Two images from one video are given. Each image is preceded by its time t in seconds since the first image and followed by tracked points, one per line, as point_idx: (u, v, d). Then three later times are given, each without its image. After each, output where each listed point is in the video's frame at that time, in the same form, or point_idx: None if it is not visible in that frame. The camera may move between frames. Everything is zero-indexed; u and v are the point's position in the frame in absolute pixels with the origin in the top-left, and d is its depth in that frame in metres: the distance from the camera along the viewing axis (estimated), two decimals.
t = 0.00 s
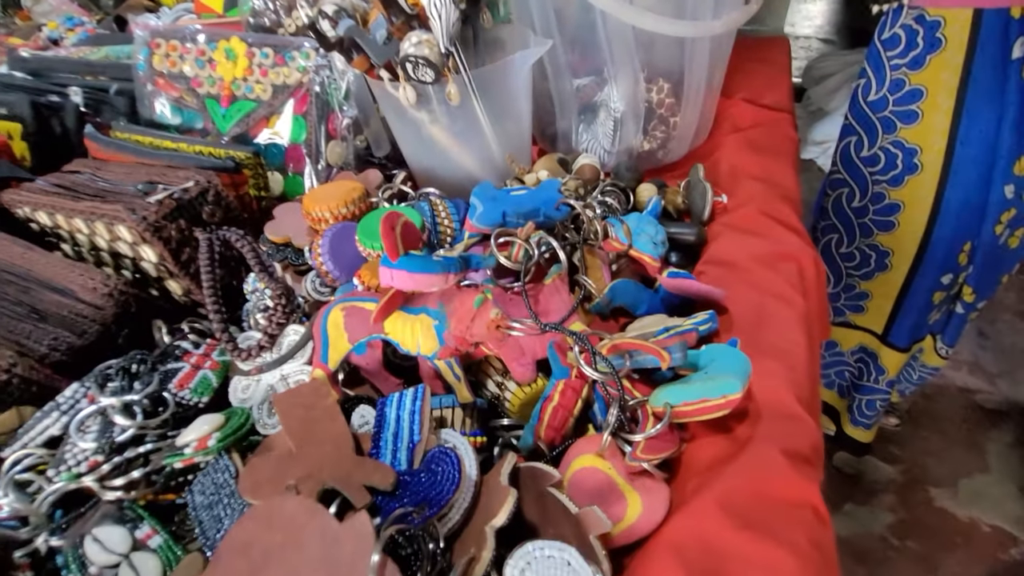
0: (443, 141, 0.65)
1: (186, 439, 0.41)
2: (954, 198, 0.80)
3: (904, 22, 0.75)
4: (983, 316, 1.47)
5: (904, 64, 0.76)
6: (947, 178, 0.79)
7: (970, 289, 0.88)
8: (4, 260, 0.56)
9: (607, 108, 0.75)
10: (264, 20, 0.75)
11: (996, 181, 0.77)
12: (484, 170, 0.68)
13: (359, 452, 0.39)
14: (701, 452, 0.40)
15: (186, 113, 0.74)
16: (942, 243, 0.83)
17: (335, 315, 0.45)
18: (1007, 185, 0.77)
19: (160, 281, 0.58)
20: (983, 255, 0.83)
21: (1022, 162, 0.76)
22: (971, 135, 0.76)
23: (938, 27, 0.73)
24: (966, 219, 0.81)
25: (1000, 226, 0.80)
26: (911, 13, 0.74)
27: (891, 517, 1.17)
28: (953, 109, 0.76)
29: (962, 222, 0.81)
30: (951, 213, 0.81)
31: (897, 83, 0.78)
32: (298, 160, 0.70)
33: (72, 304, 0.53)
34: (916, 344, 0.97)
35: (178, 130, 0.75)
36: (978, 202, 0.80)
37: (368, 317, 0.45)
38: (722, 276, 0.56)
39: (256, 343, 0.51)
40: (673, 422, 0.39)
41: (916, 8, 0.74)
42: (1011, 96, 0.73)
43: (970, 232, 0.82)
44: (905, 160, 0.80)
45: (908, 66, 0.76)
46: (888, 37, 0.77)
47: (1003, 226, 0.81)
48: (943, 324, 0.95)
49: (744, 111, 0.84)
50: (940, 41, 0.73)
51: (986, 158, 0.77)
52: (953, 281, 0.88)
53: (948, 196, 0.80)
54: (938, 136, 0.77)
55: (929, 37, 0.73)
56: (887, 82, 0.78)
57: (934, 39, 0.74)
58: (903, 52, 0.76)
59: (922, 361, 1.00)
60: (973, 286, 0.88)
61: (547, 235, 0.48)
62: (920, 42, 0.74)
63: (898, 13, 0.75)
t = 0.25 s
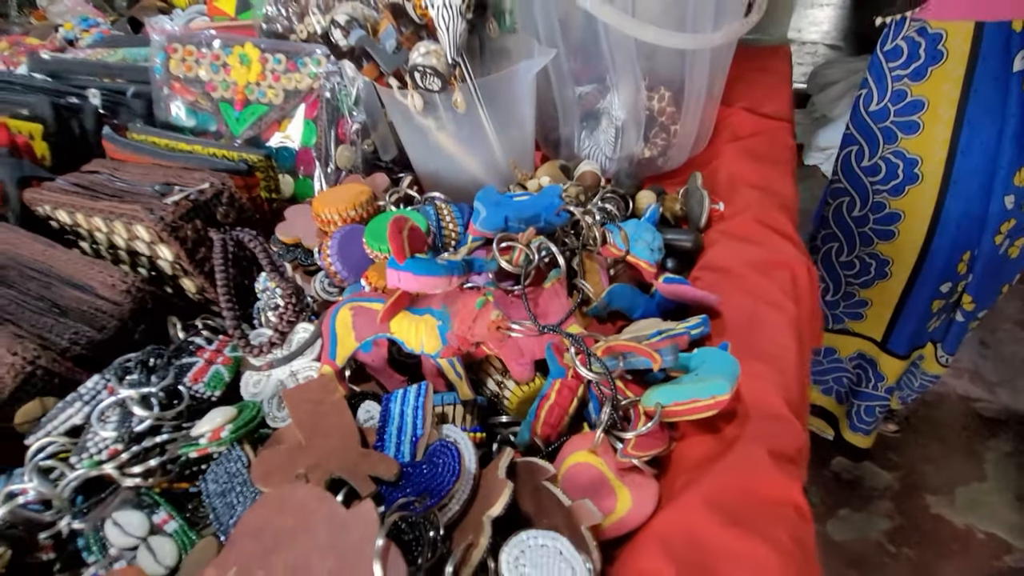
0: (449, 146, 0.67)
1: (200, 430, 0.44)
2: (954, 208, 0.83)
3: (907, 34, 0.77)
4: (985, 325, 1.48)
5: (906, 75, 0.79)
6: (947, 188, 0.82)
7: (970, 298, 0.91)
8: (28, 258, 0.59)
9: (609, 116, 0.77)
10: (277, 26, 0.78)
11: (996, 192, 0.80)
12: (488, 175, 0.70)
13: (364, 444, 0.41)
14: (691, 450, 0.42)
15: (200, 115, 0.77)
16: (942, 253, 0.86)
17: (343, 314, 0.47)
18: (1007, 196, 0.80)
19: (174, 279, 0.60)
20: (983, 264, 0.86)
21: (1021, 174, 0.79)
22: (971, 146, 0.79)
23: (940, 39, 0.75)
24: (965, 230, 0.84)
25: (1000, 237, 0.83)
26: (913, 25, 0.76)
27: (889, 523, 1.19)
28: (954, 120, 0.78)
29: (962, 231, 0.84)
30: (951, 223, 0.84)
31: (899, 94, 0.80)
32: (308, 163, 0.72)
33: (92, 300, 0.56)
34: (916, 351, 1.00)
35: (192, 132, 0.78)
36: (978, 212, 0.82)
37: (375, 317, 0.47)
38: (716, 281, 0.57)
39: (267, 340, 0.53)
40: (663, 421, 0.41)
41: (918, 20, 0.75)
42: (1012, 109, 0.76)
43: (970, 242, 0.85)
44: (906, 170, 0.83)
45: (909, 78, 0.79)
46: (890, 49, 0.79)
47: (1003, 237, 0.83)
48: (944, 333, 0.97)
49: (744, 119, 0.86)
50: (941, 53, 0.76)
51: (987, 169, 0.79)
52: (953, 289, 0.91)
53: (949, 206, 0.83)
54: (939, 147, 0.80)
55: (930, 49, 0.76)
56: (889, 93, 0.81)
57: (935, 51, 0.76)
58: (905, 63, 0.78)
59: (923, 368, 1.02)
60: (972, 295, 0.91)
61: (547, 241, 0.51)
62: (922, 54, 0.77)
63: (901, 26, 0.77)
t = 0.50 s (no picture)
0: (451, 161, 0.70)
1: (212, 435, 0.46)
2: (952, 220, 0.85)
3: (905, 50, 0.79)
4: (987, 335, 1.50)
5: (904, 91, 0.81)
6: (945, 200, 0.84)
7: (968, 309, 0.93)
8: (50, 268, 0.62)
9: (607, 131, 0.79)
10: (287, 41, 0.80)
11: (994, 206, 0.82)
12: (489, 189, 0.72)
13: (366, 451, 0.43)
14: (677, 460, 0.44)
15: (213, 128, 0.80)
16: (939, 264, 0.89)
17: (348, 325, 0.50)
18: (1004, 210, 0.82)
19: (187, 288, 0.63)
20: (979, 276, 0.89)
21: (1017, 188, 0.81)
22: (969, 159, 0.81)
23: (937, 56, 0.78)
24: (964, 241, 0.86)
25: (996, 249, 0.85)
26: (911, 41, 0.78)
27: (886, 531, 1.23)
28: (951, 134, 0.81)
29: (960, 243, 0.87)
30: (949, 235, 0.86)
31: (897, 108, 0.82)
32: (316, 176, 0.75)
33: (110, 308, 0.58)
34: (914, 360, 1.02)
35: (205, 144, 0.81)
36: (976, 225, 0.85)
37: (379, 329, 0.49)
38: (706, 296, 0.59)
39: (275, 349, 0.55)
40: (650, 432, 0.43)
41: (916, 37, 0.78)
42: (1008, 124, 0.79)
43: (967, 254, 0.88)
44: (904, 183, 0.85)
45: (907, 93, 0.81)
46: (888, 64, 0.81)
47: (1000, 249, 0.86)
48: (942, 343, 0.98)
49: (740, 135, 0.88)
50: (939, 69, 0.78)
51: (984, 182, 0.82)
52: (950, 301, 0.93)
53: (946, 218, 0.85)
54: (936, 160, 0.82)
55: (928, 65, 0.78)
56: (887, 107, 0.83)
57: (933, 67, 0.78)
58: (902, 79, 0.80)
59: (922, 377, 1.03)
60: (970, 307, 0.92)
61: (542, 257, 0.53)
62: (919, 70, 0.79)
63: (898, 42, 0.80)
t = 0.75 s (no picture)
0: (454, 180, 0.72)
1: (220, 447, 0.48)
2: (951, 238, 0.86)
3: (903, 70, 0.81)
4: (989, 350, 1.55)
5: (902, 110, 0.83)
6: (944, 218, 0.85)
7: (967, 325, 0.95)
8: (66, 281, 0.64)
9: (606, 150, 0.81)
10: (297, 62, 0.83)
11: (992, 224, 0.84)
12: (490, 208, 0.74)
13: (367, 465, 0.45)
14: (666, 476, 0.46)
15: (223, 145, 0.82)
16: (939, 281, 0.90)
17: (351, 342, 0.52)
18: (1002, 228, 0.84)
19: (197, 302, 0.65)
20: (979, 293, 0.90)
21: (1015, 206, 0.83)
22: (968, 178, 0.83)
23: (934, 76, 0.79)
24: (963, 259, 0.88)
25: (995, 266, 0.87)
26: (910, 62, 0.80)
27: (885, 545, 1.27)
28: (949, 153, 0.82)
29: (960, 261, 0.88)
30: (948, 252, 0.87)
31: (895, 127, 0.84)
32: (322, 193, 0.77)
33: (123, 322, 0.60)
34: (915, 376, 1.04)
35: (215, 160, 0.83)
36: (975, 242, 0.86)
37: (381, 345, 0.51)
38: (699, 315, 0.61)
39: (281, 363, 0.58)
40: (640, 450, 0.45)
41: (914, 58, 0.80)
42: (1006, 143, 0.80)
43: (966, 271, 0.89)
44: (903, 201, 0.87)
45: (905, 112, 0.83)
46: (887, 83, 0.83)
47: (999, 266, 0.87)
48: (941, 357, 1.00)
49: (736, 155, 0.90)
50: (936, 90, 0.80)
51: (982, 201, 0.83)
52: (950, 316, 0.95)
53: (945, 235, 0.87)
54: (934, 178, 0.84)
55: (926, 85, 0.80)
56: (886, 125, 0.84)
57: (931, 88, 0.80)
58: (901, 98, 0.82)
59: (923, 393, 1.07)
60: (969, 322, 0.94)
61: (540, 275, 0.54)
62: (917, 90, 0.81)
63: (896, 63, 0.82)
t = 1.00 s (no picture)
0: (450, 192, 0.74)
1: (218, 448, 0.50)
2: (946, 252, 0.87)
3: (898, 87, 0.82)
4: (987, 362, 1.57)
5: (898, 125, 0.84)
6: (939, 233, 0.86)
7: (962, 338, 0.96)
8: (75, 285, 0.67)
9: (600, 163, 0.83)
10: (301, 74, 0.85)
11: (987, 239, 0.85)
12: (486, 220, 0.77)
13: (358, 468, 0.47)
14: (644, 485, 0.48)
15: (228, 154, 0.85)
16: (935, 294, 0.91)
17: (346, 349, 0.54)
18: (997, 243, 0.85)
19: (199, 307, 0.67)
20: (974, 307, 0.91)
21: (1010, 222, 0.83)
22: (962, 194, 0.83)
23: (929, 93, 0.81)
24: (958, 272, 0.89)
25: (990, 281, 0.88)
26: (904, 79, 0.82)
27: (880, 556, 1.28)
28: (943, 169, 0.83)
29: (954, 275, 0.89)
30: (943, 266, 0.89)
31: (891, 142, 0.85)
32: (323, 203, 0.79)
33: (128, 325, 0.62)
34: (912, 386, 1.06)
35: (220, 168, 0.86)
36: (969, 256, 0.87)
37: (374, 353, 0.53)
38: (685, 327, 0.63)
39: (278, 368, 0.60)
40: (620, 457, 0.47)
41: (909, 75, 0.81)
42: (1000, 160, 0.81)
43: (961, 285, 0.90)
44: (899, 215, 0.88)
45: (901, 128, 0.84)
46: (883, 99, 0.84)
47: (994, 280, 0.88)
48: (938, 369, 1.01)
49: (728, 169, 0.92)
50: (931, 106, 0.81)
51: (976, 216, 0.84)
52: (945, 329, 0.96)
53: (940, 249, 0.88)
54: (929, 194, 0.85)
55: (921, 102, 0.81)
56: (881, 141, 0.86)
57: (926, 104, 0.81)
58: (897, 114, 0.84)
59: (919, 404, 1.08)
60: (965, 336, 0.96)
61: (527, 287, 0.56)
62: (913, 106, 0.82)
63: (892, 79, 0.83)
